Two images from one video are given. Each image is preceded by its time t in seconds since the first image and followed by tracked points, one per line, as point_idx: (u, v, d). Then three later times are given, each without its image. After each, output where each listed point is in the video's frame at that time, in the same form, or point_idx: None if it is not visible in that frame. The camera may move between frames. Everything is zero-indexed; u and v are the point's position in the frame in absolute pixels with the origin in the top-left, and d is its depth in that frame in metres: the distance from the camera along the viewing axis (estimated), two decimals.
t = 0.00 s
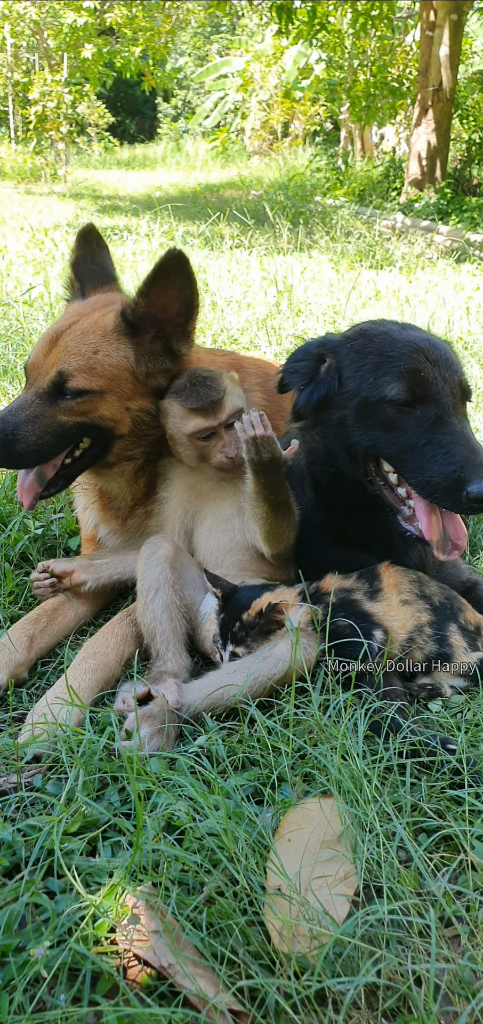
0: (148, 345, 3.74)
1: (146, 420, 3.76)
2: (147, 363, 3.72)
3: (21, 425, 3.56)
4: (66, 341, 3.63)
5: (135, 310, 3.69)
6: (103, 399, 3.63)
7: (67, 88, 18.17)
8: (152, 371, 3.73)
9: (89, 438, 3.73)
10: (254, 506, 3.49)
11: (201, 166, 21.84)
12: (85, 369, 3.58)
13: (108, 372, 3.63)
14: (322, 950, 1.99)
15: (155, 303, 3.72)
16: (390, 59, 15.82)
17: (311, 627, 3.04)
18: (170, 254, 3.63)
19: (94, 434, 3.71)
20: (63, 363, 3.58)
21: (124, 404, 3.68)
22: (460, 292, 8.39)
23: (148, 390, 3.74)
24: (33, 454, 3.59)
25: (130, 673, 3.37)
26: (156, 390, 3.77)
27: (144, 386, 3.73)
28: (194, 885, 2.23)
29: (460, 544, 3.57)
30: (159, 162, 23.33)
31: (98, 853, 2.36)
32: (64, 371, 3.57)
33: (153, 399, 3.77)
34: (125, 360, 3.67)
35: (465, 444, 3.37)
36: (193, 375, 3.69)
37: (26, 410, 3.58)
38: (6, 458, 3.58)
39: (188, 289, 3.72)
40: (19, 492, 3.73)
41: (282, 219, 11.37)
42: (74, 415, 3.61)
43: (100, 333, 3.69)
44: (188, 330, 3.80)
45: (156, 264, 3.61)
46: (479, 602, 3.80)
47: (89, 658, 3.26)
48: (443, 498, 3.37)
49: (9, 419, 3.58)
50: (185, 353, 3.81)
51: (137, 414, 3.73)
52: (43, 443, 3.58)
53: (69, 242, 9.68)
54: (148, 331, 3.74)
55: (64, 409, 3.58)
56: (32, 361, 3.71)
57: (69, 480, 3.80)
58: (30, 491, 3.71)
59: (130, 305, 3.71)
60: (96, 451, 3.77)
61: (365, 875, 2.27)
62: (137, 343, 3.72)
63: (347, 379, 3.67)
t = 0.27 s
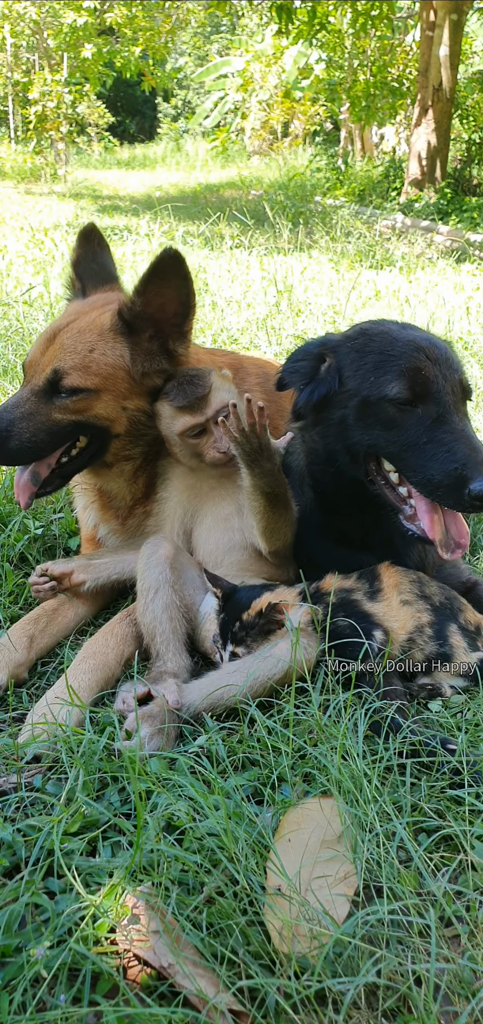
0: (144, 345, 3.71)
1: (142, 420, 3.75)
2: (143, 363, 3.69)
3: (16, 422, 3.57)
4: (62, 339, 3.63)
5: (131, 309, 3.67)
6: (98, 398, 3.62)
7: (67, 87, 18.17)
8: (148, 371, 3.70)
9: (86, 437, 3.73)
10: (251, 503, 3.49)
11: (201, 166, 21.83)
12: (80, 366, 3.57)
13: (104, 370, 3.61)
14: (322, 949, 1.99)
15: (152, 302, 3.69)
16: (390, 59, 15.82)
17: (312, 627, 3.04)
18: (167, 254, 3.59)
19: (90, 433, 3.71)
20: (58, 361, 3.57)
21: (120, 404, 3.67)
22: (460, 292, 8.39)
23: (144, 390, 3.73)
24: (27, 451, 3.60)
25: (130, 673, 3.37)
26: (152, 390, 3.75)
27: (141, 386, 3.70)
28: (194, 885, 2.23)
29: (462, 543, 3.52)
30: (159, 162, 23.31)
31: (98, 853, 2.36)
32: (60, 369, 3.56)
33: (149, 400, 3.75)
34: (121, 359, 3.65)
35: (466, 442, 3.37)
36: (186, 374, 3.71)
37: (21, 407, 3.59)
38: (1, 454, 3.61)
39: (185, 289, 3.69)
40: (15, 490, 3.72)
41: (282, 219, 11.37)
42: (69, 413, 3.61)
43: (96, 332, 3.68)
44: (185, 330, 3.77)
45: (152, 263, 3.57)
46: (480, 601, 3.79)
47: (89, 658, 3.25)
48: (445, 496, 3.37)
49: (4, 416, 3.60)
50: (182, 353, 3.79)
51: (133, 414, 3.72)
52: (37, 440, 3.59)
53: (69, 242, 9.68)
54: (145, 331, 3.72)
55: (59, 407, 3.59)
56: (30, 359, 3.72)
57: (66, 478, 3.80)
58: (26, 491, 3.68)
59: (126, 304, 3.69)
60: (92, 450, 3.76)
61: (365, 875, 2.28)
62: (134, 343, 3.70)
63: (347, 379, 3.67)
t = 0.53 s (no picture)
0: (139, 345, 3.70)
1: (138, 420, 3.73)
2: (138, 363, 3.68)
3: (10, 418, 3.60)
4: (58, 337, 3.64)
5: (126, 309, 3.66)
6: (92, 397, 3.61)
7: (66, 87, 18.17)
8: (142, 371, 3.69)
9: (81, 435, 3.74)
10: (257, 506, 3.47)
11: (201, 166, 21.82)
12: (74, 364, 3.57)
13: (98, 369, 3.61)
14: (321, 950, 1.99)
15: (147, 302, 3.67)
16: (390, 58, 15.82)
17: (311, 627, 3.05)
18: (161, 253, 3.56)
19: (86, 432, 3.71)
20: (53, 359, 3.59)
21: (114, 404, 3.66)
22: (460, 292, 8.39)
23: (138, 390, 3.71)
24: (20, 448, 3.62)
25: (130, 673, 3.37)
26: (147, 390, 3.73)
27: (135, 386, 3.69)
28: (194, 885, 2.23)
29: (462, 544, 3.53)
30: (159, 162, 23.31)
31: (98, 852, 2.36)
32: (53, 367, 3.57)
33: (145, 400, 3.74)
34: (115, 358, 3.64)
35: (466, 442, 3.37)
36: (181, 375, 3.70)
37: (16, 405, 3.62)
38: None
39: (180, 289, 3.66)
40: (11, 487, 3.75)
41: (282, 219, 11.37)
42: (63, 411, 3.61)
43: (92, 331, 3.67)
44: (180, 330, 3.74)
45: (145, 262, 3.56)
46: (480, 601, 3.79)
47: (89, 658, 3.25)
48: (445, 495, 3.37)
49: None
50: (176, 353, 3.76)
51: (129, 414, 3.71)
52: (30, 437, 3.61)
53: (69, 242, 9.67)
54: (140, 331, 3.71)
55: (53, 405, 3.59)
56: (29, 357, 3.75)
57: (62, 477, 3.81)
58: (20, 490, 3.71)
59: (122, 304, 3.67)
60: (88, 449, 3.77)
61: (365, 875, 2.28)
62: (129, 342, 3.68)
63: (347, 379, 3.67)
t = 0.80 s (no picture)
0: (134, 345, 3.68)
1: (134, 421, 3.74)
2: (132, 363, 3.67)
3: (4, 416, 3.60)
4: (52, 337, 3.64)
5: (120, 308, 3.65)
6: (86, 397, 3.61)
7: (67, 87, 18.17)
8: (137, 371, 3.67)
9: (78, 435, 3.74)
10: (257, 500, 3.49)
11: (201, 166, 21.82)
12: (68, 363, 3.57)
13: (92, 369, 3.61)
14: (322, 949, 1.99)
15: (141, 302, 3.67)
16: (390, 59, 15.83)
17: (312, 627, 3.05)
18: (153, 254, 3.57)
19: (81, 431, 3.72)
20: (47, 358, 3.59)
21: (109, 403, 3.66)
22: (460, 292, 8.39)
23: (134, 391, 3.70)
24: (14, 447, 3.61)
25: (130, 673, 3.37)
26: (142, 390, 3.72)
27: (128, 387, 3.68)
28: (194, 885, 2.23)
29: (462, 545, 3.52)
30: (159, 162, 23.31)
31: (98, 852, 2.36)
32: (48, 367, 3.57)
33: (140, 401, 3.73)
34: (109, 358, 3.63)
35: (466, 441, 3.37)
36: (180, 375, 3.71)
37: (10, 404, 3.61)
38: None
39: (172, 289, 3.66)
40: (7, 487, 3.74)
41: (283, 219, 11.37)
42: (57, 410, 3.61)
43: (86, 331, 3.67)
44: (173, 330, 3.74)
45: (137, 262, 3.55)
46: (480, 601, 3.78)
47: (89, 658, 3.25)
48: (444, 495, 3.37)
49: None
50: (170, 353, 3.75)
51: (124, 414, 3.71)
52: (25, 435, 3.60)
53: (69, 242, 9.68)
54: (135, 331, 3.70)
55: (47, 404, 3.59)
56: (24, 357, 3.75)
57: (58, 476, 3.81)
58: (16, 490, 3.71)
59: (115, 303, 3.67)
60: (84, 448, 3.77)
61: (365, 875, 2.28)
62: (123, 342, 3.67)
63: (347, 379, 3.67)
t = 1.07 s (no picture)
0: (133, 346, 3.68)
1: (134, 421, 3.74)
2: (130, 363, 3.67)
3: (3, 416, 3.62)
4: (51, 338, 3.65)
5: (118, 309, 3.64)
6: (84, 397, 3.62)
7: (67, 87, 18.16)
8: (134, 372, 3.68)
9: (78, 435, 3.75)
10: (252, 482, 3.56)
11: (201, 166, 21.81)
12: (67, 364, 3.58)
13: (91, 369, 3.61)
14: (321, 950, 1.99)
15: (138, 302, 3.66)
16: (390, 59, 15.83)
17: (311, 627, 3.05)
18: (151, 254, 3.55)
19: (81, 431, 3.73)
20: (46, 358, 3.60)
21: (108, 404, 3.67)
22: (460, 292, 8.39)
23: (132, 391, 3.70)
24: (14, 447, 3.63)
25: (130, 673, 3.37)
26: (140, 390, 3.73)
27: (127, 388, 3.68)
28: (194, 885, 2.23)
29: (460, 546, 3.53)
30: (159, 162, 23.30)
31: (98, 852, 2.36)
32: (47, 367, 3.58)
33: (139, 401, 3.74)
34: (108, 358, 3.63)
35: (467, 440, 3.38)
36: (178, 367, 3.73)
37: (9, 403, 3.63)
38: None
39: (169, 289, 3.64)
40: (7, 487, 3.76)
41: (283, 219, 11.37)
42: (56, 410, 3.62)
43: (85, 331, 3.67)
44: (171, 330, 3.74)
45: (134, 262, 3.54)
46: (480, 601, 3.78)
47: (90, 658, 3.25)
48: (444, 494, 3.37)
49: None
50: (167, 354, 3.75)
51: (123, 414, 3.72)
52: (24, 435, 3.62)
53: (69, 242, 9.68)
54: (134, 331, 3.70)
55: (46, 404, 3.60)
56: (24, 357, 3.77)
57: (58, 476, 3.81)
58: (15, 490, 3.72)
59: (114, 303, 3.66)
60: (84, 448, 3.78)
61: (365, 875, 2.28)
62: (122, 342, 3.67)
63: (348, 378, 3.67)
